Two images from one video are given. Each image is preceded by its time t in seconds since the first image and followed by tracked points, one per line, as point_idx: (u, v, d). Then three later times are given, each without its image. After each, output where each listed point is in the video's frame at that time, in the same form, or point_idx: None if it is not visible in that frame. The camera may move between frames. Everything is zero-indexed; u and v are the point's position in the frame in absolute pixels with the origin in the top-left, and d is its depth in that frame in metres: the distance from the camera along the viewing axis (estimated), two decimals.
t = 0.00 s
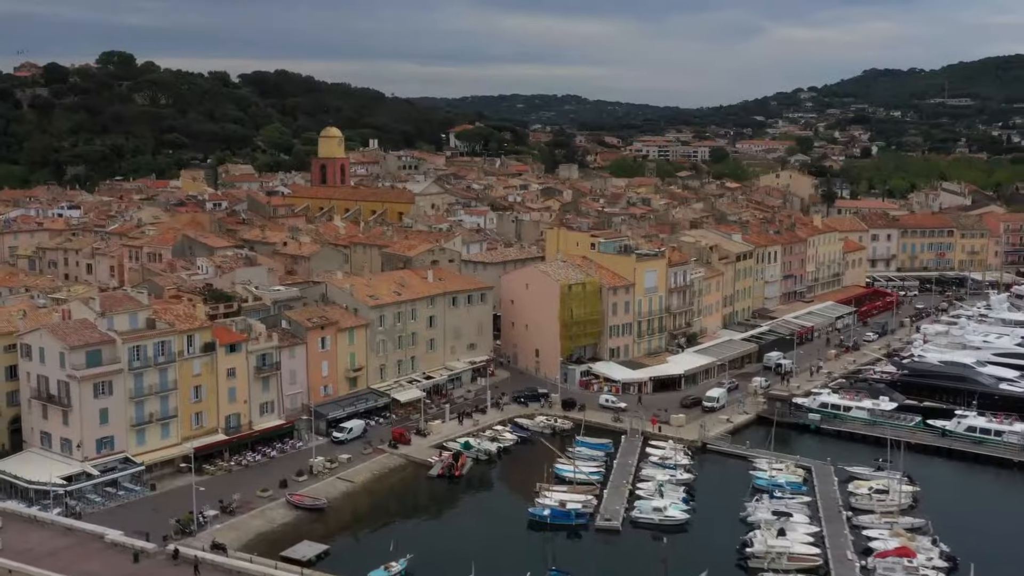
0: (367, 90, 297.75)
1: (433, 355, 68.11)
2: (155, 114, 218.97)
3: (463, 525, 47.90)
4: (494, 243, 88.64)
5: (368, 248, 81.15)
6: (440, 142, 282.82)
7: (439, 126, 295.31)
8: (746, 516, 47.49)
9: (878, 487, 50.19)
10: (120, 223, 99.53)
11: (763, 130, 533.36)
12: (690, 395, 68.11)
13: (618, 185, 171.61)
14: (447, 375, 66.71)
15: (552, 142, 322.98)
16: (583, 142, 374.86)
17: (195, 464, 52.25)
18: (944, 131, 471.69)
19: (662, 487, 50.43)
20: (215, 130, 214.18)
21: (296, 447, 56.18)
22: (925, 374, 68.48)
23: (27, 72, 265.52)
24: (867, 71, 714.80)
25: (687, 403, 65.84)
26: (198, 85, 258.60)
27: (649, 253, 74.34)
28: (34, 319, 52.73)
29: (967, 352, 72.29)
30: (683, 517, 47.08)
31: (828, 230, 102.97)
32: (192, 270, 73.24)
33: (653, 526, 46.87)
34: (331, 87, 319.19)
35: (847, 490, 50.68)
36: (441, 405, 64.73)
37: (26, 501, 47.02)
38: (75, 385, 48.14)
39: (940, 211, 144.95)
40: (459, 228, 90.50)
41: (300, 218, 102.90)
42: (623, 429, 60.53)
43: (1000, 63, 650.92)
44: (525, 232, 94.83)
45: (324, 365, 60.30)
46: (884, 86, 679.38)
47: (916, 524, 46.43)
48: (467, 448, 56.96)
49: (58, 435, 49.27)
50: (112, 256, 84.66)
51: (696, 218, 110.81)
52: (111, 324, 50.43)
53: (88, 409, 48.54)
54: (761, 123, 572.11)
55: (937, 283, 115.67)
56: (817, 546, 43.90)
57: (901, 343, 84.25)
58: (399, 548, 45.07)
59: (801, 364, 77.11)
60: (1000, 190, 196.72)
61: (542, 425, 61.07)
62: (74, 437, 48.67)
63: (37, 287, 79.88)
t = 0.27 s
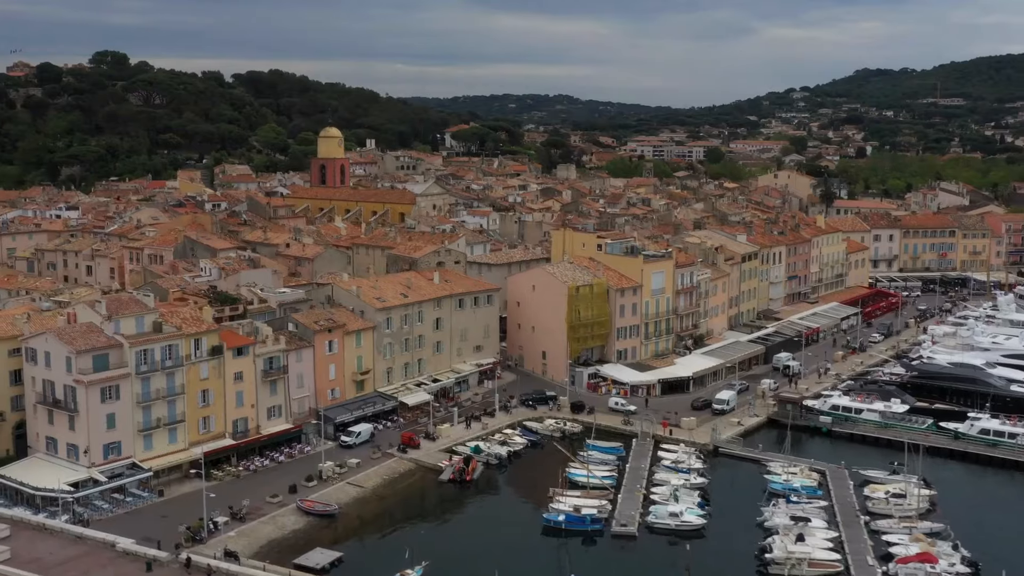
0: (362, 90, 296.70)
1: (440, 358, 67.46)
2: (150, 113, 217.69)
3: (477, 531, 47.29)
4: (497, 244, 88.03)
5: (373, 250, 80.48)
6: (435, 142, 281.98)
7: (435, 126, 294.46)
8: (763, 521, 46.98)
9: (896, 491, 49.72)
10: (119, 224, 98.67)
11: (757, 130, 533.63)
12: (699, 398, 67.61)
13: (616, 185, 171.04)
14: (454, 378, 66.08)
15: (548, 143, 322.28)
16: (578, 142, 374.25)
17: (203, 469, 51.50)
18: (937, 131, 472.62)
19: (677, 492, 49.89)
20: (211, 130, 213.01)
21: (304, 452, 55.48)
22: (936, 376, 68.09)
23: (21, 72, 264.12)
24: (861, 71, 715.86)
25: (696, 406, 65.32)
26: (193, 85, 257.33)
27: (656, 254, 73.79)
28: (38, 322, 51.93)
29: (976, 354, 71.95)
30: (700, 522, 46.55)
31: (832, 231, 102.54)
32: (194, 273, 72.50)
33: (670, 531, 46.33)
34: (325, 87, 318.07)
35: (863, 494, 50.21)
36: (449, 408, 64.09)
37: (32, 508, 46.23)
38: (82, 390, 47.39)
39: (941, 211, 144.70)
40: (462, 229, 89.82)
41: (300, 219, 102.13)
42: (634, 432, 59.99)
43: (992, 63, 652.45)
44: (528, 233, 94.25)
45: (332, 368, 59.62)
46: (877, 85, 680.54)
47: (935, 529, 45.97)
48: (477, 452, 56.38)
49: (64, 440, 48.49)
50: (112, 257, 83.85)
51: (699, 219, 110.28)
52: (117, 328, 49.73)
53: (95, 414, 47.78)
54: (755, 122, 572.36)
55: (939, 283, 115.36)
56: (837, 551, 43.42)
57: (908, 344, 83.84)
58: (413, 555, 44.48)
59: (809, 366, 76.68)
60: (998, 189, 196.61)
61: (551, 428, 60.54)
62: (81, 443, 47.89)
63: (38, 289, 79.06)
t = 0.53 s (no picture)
0: (356, 90, 295.58)
1: (448, 361, 66.71)
2: (143, 113, 216.24)
3: (493, 539, 46.60)
4: (502, 246, 87.31)
5: (377, 252, 79.71)
6: (430, 142, 281.10)
7: (429, 126, 293.53)
8: (784, 527, 46.38)
9: (916, 496, 49.15)
10: (118, 226, 97.62)
11: (750, 130, 534.00)
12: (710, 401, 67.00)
13: (615, 185, 170.49)
14: (462, 382, 65.33)
15: (542, 143, 321.53)
16: (572, 142, 373.63)
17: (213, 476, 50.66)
18: (930, 131, 473.59)
19: (695, 497, 49.25)
20: (206, 130, 211.75)
21: (314, 457, 54.67)
22: (947, 378, 67.71)
23: (13, 72, 262.66)
24: (852, 71, 717.17)
25: (708, 409, 64.71)
26: (186, 85, 255.90)
27: (665, 256, 73.18)
28: (44, 327, 50.97)
29: (987, 356, 71.62)
30: (721, 528, 45.92)
31: (836, 232, 102.09)
32: (198, 276, 71.58)
33: (690, 538, 45.66)
34: (319, 87, 316.84)
35: (883, 499, 49.64)
36: (458, 412, 63.36)
37: (41, 517, 45.22)
38: (90, 396, 46.52)
39: (941, 211, 144.41)
40: (466, 231, 89.06)
41: (301, 221, 101.24)
42: (647, 436, 59.35)
43: (983, 63, 654.39)
44: (532, 235, 93.58)
45: (340, 372, 58.81)
46: (868, 85, 681.88)
47: (959, 535, 45.42)
48: (489, 457, 55.68)
49: (71, 447, 47.58)
50: (113, 260, 82.85)
51: (702, 220, 109.68)
52: (125, 332, 48.89)
53: (104, 420, 46.90)
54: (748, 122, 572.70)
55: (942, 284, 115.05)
56: (861, 558, 42.80)
57: (915, 345, 83.38)
58: (430, 563, 43.75)
59: (818, 368, 76.15)
60: (995, 189, 196.62)
61: (563, 432, 59.87)
62: (89, 450, 46.99)
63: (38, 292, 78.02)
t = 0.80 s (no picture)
0: (350, 90, 294.40)
1: (456, 364, 65.97)
2: (137, 113, 214.80)
3: (510, 546, 45.88)
4: (507, 248, 86.56)
5: (382, 253, 78.89)
6: (425, 142, 280.23)
7: (424, 126, 292.65)
8: (805, 533, 45.77)
9: (936, 501, 48.58)
10: (118, 227, 96.54)
11: (743, 130, 534.37)
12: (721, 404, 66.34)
13: (613, 185, 169.94)
14: (471, 385, 64.59)
15: (537, 143, 320.83)
16: (566, 142, 373.08)
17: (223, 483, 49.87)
18: (922, 131, 474.54)
19: (713, 503, 48.58)
20: (200, 130, 210.40)
21: (325, 463, 53.88)
22: (959, 381, 67.24)
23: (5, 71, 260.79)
24: (844, 71, 718.48)
25: (719, 412, 64.04)
26: (180, 85, 254.48)
27: (673, 257, 72.56)
28: (51, 331, 50.09)
29: (998, 359, 71.21)
30: (741, 535, 45.29)
31: (840, 233, 101.63)
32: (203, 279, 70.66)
33: (710, 545, 45.02)
34: (313, 86, 315.56)
35: (902, 504, 49.03)
36: (468, 416, 62.58)
37: (49, 526, 44.37)
38: (100, 402, 45.65)
39: (941, 211, 144.20)
40: (470, 232, 88.27)
41: (302, 222, 100.34)
42: (660, 441, 58.65)
43: (974, 63, 656.24)
44: (536, 236, 92.90)
45: (350, 376, 58.01)
46: (860, 84, 683.17)
47: (982, 540, 44.84)
48: (502, 462, 54.94)
49: (80, 454, 46.74)
50: (114, 262, 81.81)
51: (705, 221, 109.12)
52: (134, 337, 48.04)
53: (114, 426, 46.03)
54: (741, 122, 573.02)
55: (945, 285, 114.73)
56: (885, 565, 42.20)
57: (923, 347, 82.96)
58: (448, 572, 43.02)
59: (828, 370, 75.66)
60: (992, 189, 196.69)
61: (575, 436, 59.19)
62: (99, 457, 46.15)
63: (39, 294, 76.99)
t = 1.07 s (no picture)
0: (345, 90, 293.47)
1: (463, 367, 65.30)
2: (132, 113, 213.33)
3: (525, 553, 45.17)
4: (510, 249, 85.90)
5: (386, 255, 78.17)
6: (420, 143, 279.38)
7: (418, 127, 291.81)
8: (823, 538, 45.33)
9: (954, 505, 48.14)
10: (117, 229, 95.62)
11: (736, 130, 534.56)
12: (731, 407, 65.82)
13: (611, 186, 169.33)
14: (479, 388, 63.94)
15: (532, 143, 320.15)
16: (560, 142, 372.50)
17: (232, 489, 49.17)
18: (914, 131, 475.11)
19: (729, 508, 48.00)
20: (195, 131, 209.23)
21: (333, 468, 53.23)
22: (968, 383, 66.89)
23: None
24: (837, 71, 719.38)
25: (729, 415, 63.53)
26: (174, 85, 253.26)
27: (680, 259, 72.03)
28: (57, 335, 49.30)
29: (1006, 360, 70.89)
30: (759, 540, 44.76)
31: (843, 234, 101.23)
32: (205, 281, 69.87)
33: (728, 551, 44.44)
34: (307, 86, 314.37)
35: (920, 508, 48.57)
36: (476, 419, 61.96)
37: (57, 534, 43.62)
38: (108, 407, 44.88)
39: (940, 212, 144.03)
40: (473, 234, 87.60)
41: (303, 224, 99.60)
42: (671, 444, 58.02)
43: (966, 63, 658.05)
44: (539, 238, 92.28)
45: (358, 380, 57.31)
46: (852, 84, 683.85)
47: (1003, 545, 44.42)
48: (512, 467, 54.37)
49: (88, 460, 45.94)
50: (114, 264, 81.01)
51: (707, 222, 108.61)
52: (142, 341, 47.30)
53: (122, 431, 45.28)
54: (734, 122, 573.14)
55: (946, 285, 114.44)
56: (907, 571, 41.74)
57: (929, 348, 82.63)
58: None
59: (835, 372, 75.22)
60: (989, 189, 196.60)
61: (585, 440, 58.56)
62: (106, 463, 45.37)
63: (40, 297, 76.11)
